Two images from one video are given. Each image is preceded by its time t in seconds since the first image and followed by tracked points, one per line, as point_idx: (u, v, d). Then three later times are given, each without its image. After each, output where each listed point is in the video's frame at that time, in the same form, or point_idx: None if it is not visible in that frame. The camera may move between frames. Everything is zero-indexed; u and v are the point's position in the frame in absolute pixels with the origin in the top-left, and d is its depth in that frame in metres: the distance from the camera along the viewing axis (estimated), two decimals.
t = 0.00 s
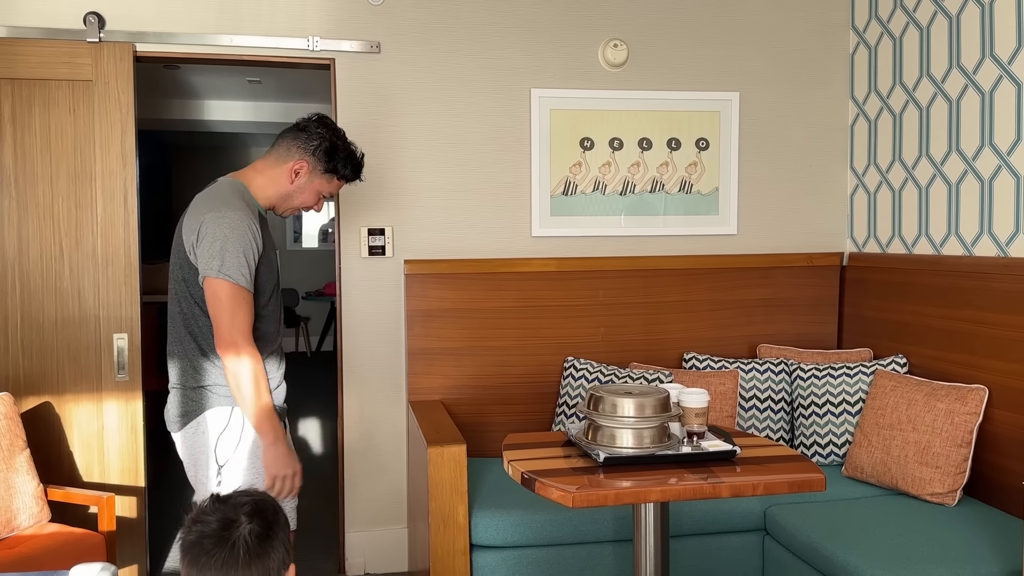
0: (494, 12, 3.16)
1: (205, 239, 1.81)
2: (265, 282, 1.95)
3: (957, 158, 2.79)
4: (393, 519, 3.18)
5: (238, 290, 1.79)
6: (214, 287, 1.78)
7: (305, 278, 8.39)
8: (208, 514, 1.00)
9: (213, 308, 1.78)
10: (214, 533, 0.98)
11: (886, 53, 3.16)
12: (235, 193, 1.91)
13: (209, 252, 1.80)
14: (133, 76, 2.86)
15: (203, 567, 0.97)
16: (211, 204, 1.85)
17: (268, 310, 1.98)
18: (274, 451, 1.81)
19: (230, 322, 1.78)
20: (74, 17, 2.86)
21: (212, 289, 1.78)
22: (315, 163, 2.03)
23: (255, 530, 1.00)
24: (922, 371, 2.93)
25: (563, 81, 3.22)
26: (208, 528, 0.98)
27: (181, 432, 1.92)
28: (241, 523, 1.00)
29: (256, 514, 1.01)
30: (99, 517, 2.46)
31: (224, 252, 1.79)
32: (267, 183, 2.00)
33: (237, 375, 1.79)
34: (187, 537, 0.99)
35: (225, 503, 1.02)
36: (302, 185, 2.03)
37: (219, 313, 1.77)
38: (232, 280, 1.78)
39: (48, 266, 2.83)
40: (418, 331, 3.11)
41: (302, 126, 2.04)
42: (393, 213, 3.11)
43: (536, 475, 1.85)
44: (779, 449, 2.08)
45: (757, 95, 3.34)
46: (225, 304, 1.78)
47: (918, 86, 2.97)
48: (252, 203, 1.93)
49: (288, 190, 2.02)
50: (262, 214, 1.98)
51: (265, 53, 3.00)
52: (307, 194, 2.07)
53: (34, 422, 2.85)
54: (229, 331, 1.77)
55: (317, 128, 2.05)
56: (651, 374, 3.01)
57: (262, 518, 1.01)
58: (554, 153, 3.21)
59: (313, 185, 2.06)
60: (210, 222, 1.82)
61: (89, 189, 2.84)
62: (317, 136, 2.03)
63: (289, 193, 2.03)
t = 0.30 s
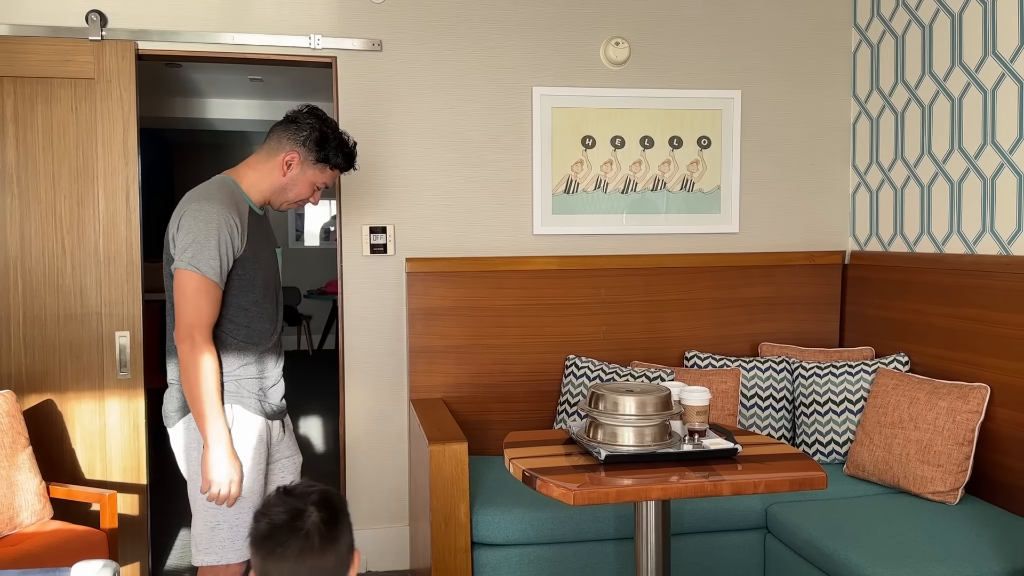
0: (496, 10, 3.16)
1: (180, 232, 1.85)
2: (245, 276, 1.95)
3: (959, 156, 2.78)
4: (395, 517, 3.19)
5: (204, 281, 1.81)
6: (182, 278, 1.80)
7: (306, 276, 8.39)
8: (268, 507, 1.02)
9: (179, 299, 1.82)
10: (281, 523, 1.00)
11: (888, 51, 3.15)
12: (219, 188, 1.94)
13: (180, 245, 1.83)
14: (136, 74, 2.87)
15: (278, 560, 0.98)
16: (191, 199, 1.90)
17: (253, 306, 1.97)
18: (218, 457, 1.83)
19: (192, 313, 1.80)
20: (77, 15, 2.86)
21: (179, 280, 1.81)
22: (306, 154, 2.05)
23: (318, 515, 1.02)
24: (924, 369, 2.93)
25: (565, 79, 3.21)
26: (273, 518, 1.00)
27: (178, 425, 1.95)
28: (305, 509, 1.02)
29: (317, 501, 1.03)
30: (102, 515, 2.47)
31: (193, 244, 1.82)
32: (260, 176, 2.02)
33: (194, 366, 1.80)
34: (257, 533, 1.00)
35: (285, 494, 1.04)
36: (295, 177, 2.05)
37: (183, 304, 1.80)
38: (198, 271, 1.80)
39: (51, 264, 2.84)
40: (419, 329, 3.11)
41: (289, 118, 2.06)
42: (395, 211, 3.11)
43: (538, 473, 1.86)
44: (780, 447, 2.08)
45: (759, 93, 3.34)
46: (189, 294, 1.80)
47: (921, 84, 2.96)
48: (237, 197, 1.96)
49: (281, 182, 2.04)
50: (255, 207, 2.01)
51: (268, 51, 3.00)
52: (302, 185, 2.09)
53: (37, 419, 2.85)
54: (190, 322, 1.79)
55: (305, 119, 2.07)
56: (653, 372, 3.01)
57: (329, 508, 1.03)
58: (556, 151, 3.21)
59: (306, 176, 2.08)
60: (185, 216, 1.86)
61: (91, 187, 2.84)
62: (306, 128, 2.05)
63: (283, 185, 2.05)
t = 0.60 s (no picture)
0: (496, 7, 3.15)
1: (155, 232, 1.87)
2: (228, 269, 1.95)
3: (960, 154, 2.78)
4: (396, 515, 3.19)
5: (179, 277, 1.82)
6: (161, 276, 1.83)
7: (307, 274, 8.39)
8: (310, 493, 1.20)
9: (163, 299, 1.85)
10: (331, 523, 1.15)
11: (889, 48, 3.15)
12: (192, 183, 1.95)
13: (157, 243, 1.85)
14: (136, 71, 2.87)
15: (365, 545, 1.16)
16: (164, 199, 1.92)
17: (240, 299, 1.97)
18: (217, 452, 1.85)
19: (177, 311, 1.82)
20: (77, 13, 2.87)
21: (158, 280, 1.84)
22: (277, 129, 2.03)
23: (362, 502, 1.18)
24: (924, 367, 2.93)
25: (565, 76, 3.21)
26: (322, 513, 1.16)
27: (174, 422, 1.96)
28: (351, 501, 1.18)
29: (363, 481, 1.23)
30: (102, 512, 2.47)
31: (166, 241, 1.83)
32: (238, 164, 2.02)
33: (183, 364, 1.82)
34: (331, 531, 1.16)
35: (323, 482, 1.21)
36: (272, 157, 2.04)
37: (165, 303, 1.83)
38: (173, 267, 1.81)
39: (51, 261, 2.84)
40: (420, 327, 3.11)
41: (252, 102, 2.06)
42: (395, 209, 3.11)
43: (538, 470, 1.85)
44: (780, 444, 2.07)
45: (760, 90, 3.34)
46: (169, 291, 1.82)
47: (922, 82, 2.96)
48: (216, 189, 1.97)
49: (260, 164, 2.04)
50: (237, 201, 2.01)
51: (268, 48, 3.00)
52: (285, 163, 2.07)
53: (37, 417, 2.85)
54: (175, 320, 1.82)
55: (270, 98, 2.06)
56: (654, 370, 3.00)
57: (378, 490, 1.23)
58: (556, 149, 3.21)
59: (286, 152, 2.06)
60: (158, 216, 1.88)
61: (92, 184, 2.84)
62: (270, 105, 2.04)
63: (264, 167, 2.05)
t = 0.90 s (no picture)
0: (498, 5, 3.15)
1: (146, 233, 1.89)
2: (222, 263, 1.95)
3: (961, 151, 2.78)
4: (398, 511, 3.19)
5: (172, 275, 1.83)
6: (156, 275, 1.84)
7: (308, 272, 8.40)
8: (299, 498, 1.30)
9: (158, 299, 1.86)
10: (312, 522, 1.25)
11: (890, 46, 3.15)
12: (180, 181, 1.95)
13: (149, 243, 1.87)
14: (138, 68, 2.87)
15: (337, 553, 1.23)
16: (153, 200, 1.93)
17: (238, 292, 1.97)
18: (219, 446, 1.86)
19: (173, 309, 1.83)
20: (80, 10, 2.87)
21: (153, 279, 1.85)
22: (247, 108, 2.04)
23: (354, 504, 1.30)
24: (925, 364, 2.93)
25: (567, 73, 3.21)
26: (305, 513, 1.26)
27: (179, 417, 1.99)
28: (336, 504, 1.28)
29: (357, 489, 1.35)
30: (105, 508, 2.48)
31: (155, 241, 1.85)
32: (222, 154, 2.03)
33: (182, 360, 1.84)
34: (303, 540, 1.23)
35: (314, 490, 1.33)
36: (249, 137, 2.04)
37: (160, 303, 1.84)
38: (164, 266, 1.82)
39: (53, 258, 2.84)
40: (421, 324, 3.12)
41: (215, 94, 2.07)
42: (397, 206, 3.12)
43: (540, 466, 1.86)
44: (781, 441, 2.08)
45: (761, 87, 3.34)
46: (163, 290, 1.83)
47: (923, 79, 2.96)
48: (206, 183, 1.97)
49: (240, 148, 2.04)
50: (229, 194, 2.02)
51: (269, 46, 3.00)
52: (266, 137, 2.06)
53: (40, 413, 2.86)
54: (172, 317, 1.83)
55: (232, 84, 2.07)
56: (655, 367, 3.01)
57: (362, 502, 1.32)
58: (558, 146, 3.21)
59: (263, 127, 2.05)
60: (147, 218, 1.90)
61: (94, 181, 2.85)
62: (231, 89, 2.05)
63: (247, 149, 2.05)
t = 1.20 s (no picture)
0: (499, 4, 3.16)
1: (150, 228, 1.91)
2: (224, 256, 1.95)
3: (961, 150, 2.78)
4: (399, 509, 3.20)
5: (172, 268, 1.83)
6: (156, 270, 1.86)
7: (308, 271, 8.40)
8: (266, 513, 1.01)
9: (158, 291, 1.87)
10: (287, 543, 0.97)
11: (891, 45, 3.15)
12: (185, 177, 1.96)
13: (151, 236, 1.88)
14: (140, 67, 2.87)
15: None
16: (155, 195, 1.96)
17: (244, 286, 1.98)
18: (217, 444, 1.87)
19: (171, 302, 1.84)
20: (81, 9, 2.87)
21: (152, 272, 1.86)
22: (238, 103, 2.05)
23: (335, 523, 1.03)
24: (925, 362, 2.94)
25: (567, 72, 3.22)
26: (278, 532, 0.98)
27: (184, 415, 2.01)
28: (315, 521, 1.01)
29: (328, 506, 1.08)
30: (107, 506, 2.49)
31: (155, 234, 1.86)
32: (221, 151, 2.05)
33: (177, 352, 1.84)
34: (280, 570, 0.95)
35: (281, 506, 1.03)
36: (243, 131, 2.06)
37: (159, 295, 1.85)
38: (165, 260, 1.83)
39: (55, 256, 2.85)
40: (422, 323, 3.12)
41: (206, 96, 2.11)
42: (398, 204, 3.12)
43: (541, 464, 1.87)
44: (782, 439, 2.09)
45: (762, 86, 3.34)
46: (161, 282, 1.84)
47: (923, 78, 2.97)
48: (207, 179, 1.98)
49: (236, 142, 2.06)
50: (232, 190, 2.03)
51: (270, 45, 3.01)
52: (261, 129, 2.07)
53: (42, 411, 2.87)
54: (169, 310, 1.83)
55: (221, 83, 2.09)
56: (655, 365, 3.01)
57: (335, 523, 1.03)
58: (559, 145, 3.22)
59: (256, 118, 2.07)
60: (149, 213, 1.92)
61: (96, 180, 2.85)
62: (219, 88, 2.07)
63: (244, 143, 2.06)
